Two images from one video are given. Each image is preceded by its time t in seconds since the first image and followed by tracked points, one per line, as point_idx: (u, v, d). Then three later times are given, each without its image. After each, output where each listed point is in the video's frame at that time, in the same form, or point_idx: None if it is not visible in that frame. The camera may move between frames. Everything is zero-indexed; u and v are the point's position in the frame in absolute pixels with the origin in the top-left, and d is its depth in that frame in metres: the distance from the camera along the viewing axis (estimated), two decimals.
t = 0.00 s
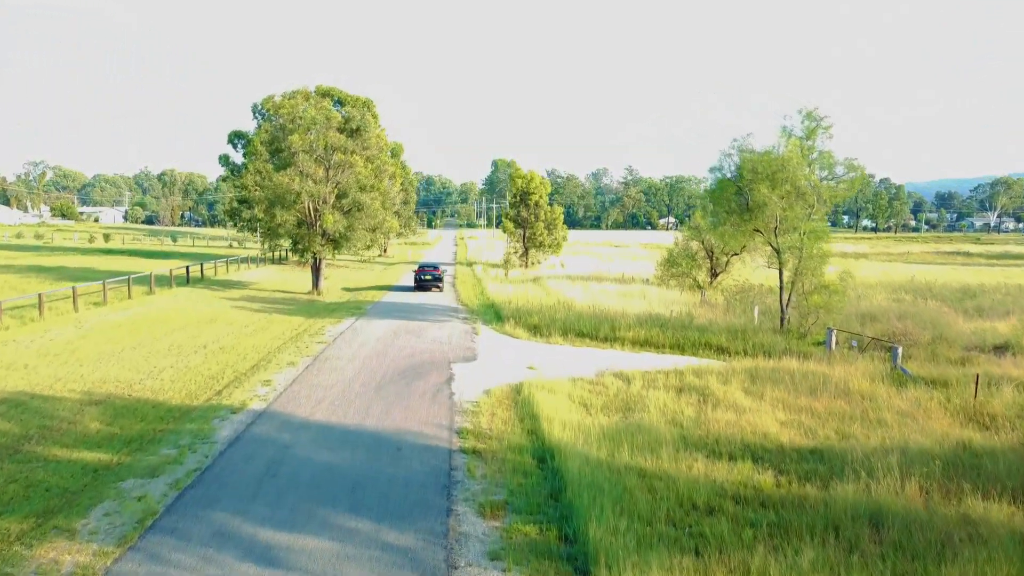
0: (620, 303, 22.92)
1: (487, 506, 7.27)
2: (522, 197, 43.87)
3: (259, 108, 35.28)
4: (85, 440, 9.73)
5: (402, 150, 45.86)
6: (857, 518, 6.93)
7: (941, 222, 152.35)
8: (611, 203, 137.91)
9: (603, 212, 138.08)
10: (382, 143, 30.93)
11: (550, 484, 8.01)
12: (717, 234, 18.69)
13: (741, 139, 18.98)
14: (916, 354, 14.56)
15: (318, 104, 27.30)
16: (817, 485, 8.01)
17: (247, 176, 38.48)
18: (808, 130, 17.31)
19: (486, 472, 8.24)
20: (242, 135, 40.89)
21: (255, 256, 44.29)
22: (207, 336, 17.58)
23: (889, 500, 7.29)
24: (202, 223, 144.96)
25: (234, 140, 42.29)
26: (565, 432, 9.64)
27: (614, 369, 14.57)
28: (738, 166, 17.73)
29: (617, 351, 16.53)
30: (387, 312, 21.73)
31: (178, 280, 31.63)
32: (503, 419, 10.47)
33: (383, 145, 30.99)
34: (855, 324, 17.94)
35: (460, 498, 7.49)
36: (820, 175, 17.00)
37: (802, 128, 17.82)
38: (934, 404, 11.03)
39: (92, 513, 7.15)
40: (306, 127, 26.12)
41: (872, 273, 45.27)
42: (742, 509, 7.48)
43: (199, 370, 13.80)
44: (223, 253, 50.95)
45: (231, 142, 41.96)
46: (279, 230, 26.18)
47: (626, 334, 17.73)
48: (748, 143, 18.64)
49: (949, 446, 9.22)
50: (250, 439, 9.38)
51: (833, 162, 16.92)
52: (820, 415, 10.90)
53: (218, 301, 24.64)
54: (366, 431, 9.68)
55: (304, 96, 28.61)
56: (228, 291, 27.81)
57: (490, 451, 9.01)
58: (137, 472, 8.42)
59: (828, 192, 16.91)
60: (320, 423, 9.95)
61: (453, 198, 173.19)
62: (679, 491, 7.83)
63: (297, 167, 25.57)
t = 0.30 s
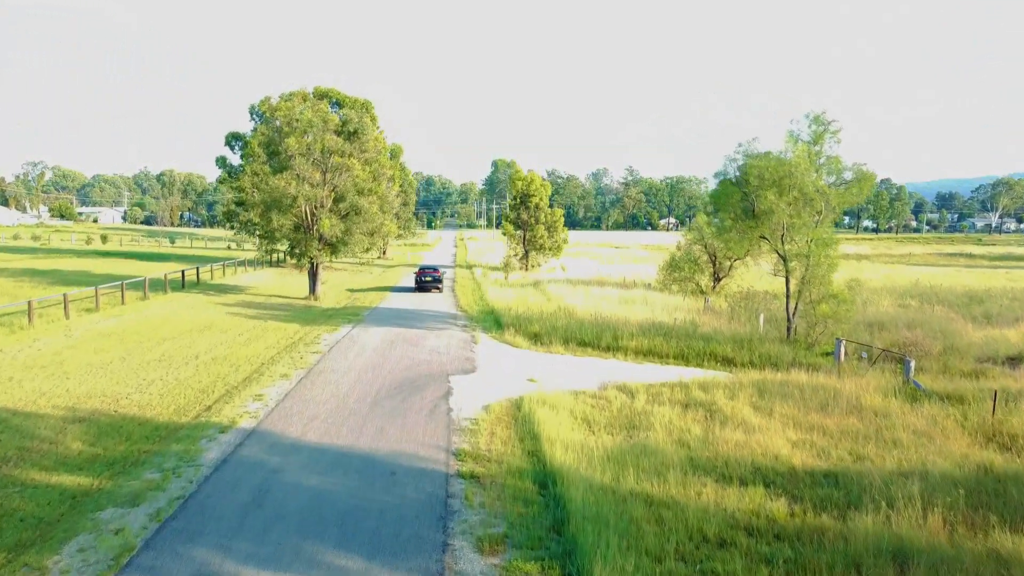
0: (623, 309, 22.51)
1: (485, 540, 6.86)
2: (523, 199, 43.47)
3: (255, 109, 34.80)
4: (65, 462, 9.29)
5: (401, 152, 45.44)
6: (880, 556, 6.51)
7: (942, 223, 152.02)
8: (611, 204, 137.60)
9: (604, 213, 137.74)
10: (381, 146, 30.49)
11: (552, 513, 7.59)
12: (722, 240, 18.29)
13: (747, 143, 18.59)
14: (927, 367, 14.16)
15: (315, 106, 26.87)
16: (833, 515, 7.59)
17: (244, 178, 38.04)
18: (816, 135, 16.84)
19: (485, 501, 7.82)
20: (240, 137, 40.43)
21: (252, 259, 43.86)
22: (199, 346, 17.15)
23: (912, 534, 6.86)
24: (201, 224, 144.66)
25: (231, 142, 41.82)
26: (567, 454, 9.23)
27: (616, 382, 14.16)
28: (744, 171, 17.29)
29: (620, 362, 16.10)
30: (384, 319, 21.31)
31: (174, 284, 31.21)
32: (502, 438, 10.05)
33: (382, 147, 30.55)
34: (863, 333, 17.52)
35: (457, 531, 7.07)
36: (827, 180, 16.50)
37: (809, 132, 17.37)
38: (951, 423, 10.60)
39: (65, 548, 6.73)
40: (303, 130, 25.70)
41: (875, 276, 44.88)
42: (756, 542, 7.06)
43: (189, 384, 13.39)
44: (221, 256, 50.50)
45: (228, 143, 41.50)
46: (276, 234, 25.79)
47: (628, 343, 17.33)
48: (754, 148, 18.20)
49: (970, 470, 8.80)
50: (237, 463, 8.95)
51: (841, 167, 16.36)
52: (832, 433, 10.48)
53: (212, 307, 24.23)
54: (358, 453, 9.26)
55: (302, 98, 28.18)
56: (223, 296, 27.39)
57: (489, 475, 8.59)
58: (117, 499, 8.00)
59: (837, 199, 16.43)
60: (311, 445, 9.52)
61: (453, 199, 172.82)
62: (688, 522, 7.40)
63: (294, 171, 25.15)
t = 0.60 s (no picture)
0: (625, 313, 22.10)
1: (483, 569, 6.44)
2: (523, 200, 43.04)
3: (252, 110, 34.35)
4: (44, 480, 8.87)
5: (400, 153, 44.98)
6: None
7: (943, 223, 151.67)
8: (611, 204, 137.26)
9: (604, 213, 137.35)
10: (379, 147, 30.06)
11: (554, 538, 7.16)
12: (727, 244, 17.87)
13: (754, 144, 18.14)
14: (940, 377, 13.74)
15: (312, 107, 26.42)
16: (852, 541, 7.17)
17: (241, 179, 37.58)
18: (823, 137, 16.41)
19: (483, 525, 7.39)
20: (237, 137, 39.97)
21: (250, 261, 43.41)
22: (192, 353, 16.73)
23: (937, 563, 6.44)
24: (201, 224, 143.37)
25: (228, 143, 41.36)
26: (570, 471, 8.81)
27: (620, 391, 13.74)
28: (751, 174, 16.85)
29: (623, 369, 15.70)
30: (382, 323, 20.91)
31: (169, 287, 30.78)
32: (502, 454, 9.63)
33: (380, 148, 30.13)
34: (872, 340, 17.11)
35: (454, 559, 6.64)
36: (835, 182, 16.11)
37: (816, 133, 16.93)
38: (969, 438, 10.18)
39: None
40: (300, 131, 25.20)
41: (879, 278, 44.50)
42: (772, 571, 6.63)
43: (179, 394, 12.96)
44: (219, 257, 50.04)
45: (225, 144, 41.05)
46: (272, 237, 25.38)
47: (632, 349, 16.92)
48: (760, 150, 17.76)
49: (994, 490, 8.37)
50: (223, 483, 8.51)
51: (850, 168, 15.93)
52: (846, 448, 10.06)
53: (207, 311, 23.80)
54: (351, 470, 8.84)
55: (299, 99, 27.73)
56: (219, 300, 26.96)
57: (488, 495, 8.17)
58: (95, 522, 7.57)
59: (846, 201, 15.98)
60: (302, 462, 9.09)
61: (453, 199, 172.42)
62: (700, 548, 6.98)
63: (290, 172, 24.71)
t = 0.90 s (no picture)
0: (628, 320, 21.62)
1: None
2: (523, 202, 42.54)
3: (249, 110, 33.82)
4: (17, 506, 8.36)
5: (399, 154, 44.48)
6: None
7: (945, 224, 151.28)
8: (612, 204, 136.81)
9: (604, 213, 136.90)
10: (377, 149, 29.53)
11: None
12: (734, 250, 17.37)
13: (761, 147, 17.64)
14: (958, 390, 13.25)
15: (308, 107, 25.88)
16: None
17: (237, 181, 37.04)
18: (834, 139, 15.90)
19: (483, 560, 6.89)
20: (234, 138, 39.42)
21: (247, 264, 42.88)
22: (182, 362, 16.21)
23: None
24: (200, 225, 142.96)
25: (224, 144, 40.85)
26: (574, 497, 8.33)
27: (624, 405, 13.24)
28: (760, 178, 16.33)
29: (627, 380, 15.22)
30: (380, 330, 20.42)
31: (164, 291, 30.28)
32: (503, 477, 9.14)
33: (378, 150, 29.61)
34: (883, 349, 16.62)
35: None
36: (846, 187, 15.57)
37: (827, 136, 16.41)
38: (994, 458, 9.68)
39: None
40: (296, 132, 24.70)
41: (883, 281, 44.07)
42: None
43: (166, 408, 12.44)
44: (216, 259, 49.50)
45: (222, 145, 40.51)
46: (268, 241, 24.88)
47: (636, 359, 16.42)
48: (768, 153, 17.26)
49: None
50: (206, 511, 8.01)
51: (863, 173, 15.37)
52: (864, 470, 9.56)
53: (201, 317, 23.27)
54: (343, 496, 8.35)
55: (295, 99, 27.20)
56: (214, 304, 26.44)
57: (487, 525, 7.68)
58: (68, 555, 7.05)
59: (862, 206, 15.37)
60: (290, 488, 8.60)
61: (453, 199, 171.93)
62: None
63: (286, 175, 24.19)
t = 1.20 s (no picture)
0: (631, 328, 21.09)
1: None
2: (524, 204, 41.92)
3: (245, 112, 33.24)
4: None
5: (398, 156, 43.93)
6: None
7: (946, 224, 150.88)
8: (612, 205, 136.34)
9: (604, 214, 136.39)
10: (375, 152, 29.03)
11: None
12: (742, 258, 16.83)
13: (770, 151, 17.09)
14: (978, 408, 12.70)
15: (304, 109, 25.33)
16: None
17: (233, 183, 36.48)
18: (846, 145, 15.35)
19: None
20: (230, 140, 38.86)
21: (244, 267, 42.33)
22: (172, 375, 15.67)
23: None
24: (199, 225, 142.39)
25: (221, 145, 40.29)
26: (581, 532, 7.79)
27: (630, 423, 12.71)
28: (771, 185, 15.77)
29: (631, 394, 14.68)
30: (376, 339, 19.87)
31: (157, 296, 29.70)
32: (504, 507, 8.61)
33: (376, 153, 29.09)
34: (896, 361, 16.07)
35: None
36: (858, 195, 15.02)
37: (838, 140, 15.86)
38: None
39: None
40: (292, 135, 24.17)
41: (887, 284, 43.57)
42: None
43: (151, 427, 11.89)
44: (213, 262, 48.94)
45: (218, 147, 39.96)
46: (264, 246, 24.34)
47: (640, 371, 15.89)
48: (777, 158, 16.71)
49: None
50: (187, 548, 7.47)
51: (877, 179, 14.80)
52: (887, 499, 9.01)
53: (194, 324, 22.72)
54: (333, 530, 7.82)
55: (291, 101, 26.66)
56: (208, 311, 25.87)
57: (487, 564, 7.15)
58: None
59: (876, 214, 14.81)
60: (277, 520, 8.07)
61: (453, 200, 171.40)
62: None
63: (281, 178, 23.65)
